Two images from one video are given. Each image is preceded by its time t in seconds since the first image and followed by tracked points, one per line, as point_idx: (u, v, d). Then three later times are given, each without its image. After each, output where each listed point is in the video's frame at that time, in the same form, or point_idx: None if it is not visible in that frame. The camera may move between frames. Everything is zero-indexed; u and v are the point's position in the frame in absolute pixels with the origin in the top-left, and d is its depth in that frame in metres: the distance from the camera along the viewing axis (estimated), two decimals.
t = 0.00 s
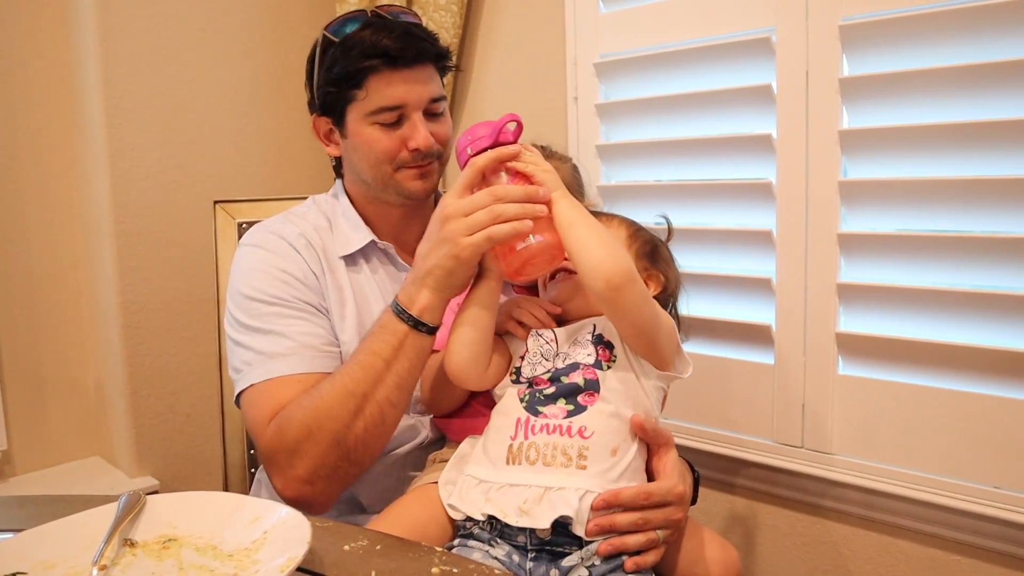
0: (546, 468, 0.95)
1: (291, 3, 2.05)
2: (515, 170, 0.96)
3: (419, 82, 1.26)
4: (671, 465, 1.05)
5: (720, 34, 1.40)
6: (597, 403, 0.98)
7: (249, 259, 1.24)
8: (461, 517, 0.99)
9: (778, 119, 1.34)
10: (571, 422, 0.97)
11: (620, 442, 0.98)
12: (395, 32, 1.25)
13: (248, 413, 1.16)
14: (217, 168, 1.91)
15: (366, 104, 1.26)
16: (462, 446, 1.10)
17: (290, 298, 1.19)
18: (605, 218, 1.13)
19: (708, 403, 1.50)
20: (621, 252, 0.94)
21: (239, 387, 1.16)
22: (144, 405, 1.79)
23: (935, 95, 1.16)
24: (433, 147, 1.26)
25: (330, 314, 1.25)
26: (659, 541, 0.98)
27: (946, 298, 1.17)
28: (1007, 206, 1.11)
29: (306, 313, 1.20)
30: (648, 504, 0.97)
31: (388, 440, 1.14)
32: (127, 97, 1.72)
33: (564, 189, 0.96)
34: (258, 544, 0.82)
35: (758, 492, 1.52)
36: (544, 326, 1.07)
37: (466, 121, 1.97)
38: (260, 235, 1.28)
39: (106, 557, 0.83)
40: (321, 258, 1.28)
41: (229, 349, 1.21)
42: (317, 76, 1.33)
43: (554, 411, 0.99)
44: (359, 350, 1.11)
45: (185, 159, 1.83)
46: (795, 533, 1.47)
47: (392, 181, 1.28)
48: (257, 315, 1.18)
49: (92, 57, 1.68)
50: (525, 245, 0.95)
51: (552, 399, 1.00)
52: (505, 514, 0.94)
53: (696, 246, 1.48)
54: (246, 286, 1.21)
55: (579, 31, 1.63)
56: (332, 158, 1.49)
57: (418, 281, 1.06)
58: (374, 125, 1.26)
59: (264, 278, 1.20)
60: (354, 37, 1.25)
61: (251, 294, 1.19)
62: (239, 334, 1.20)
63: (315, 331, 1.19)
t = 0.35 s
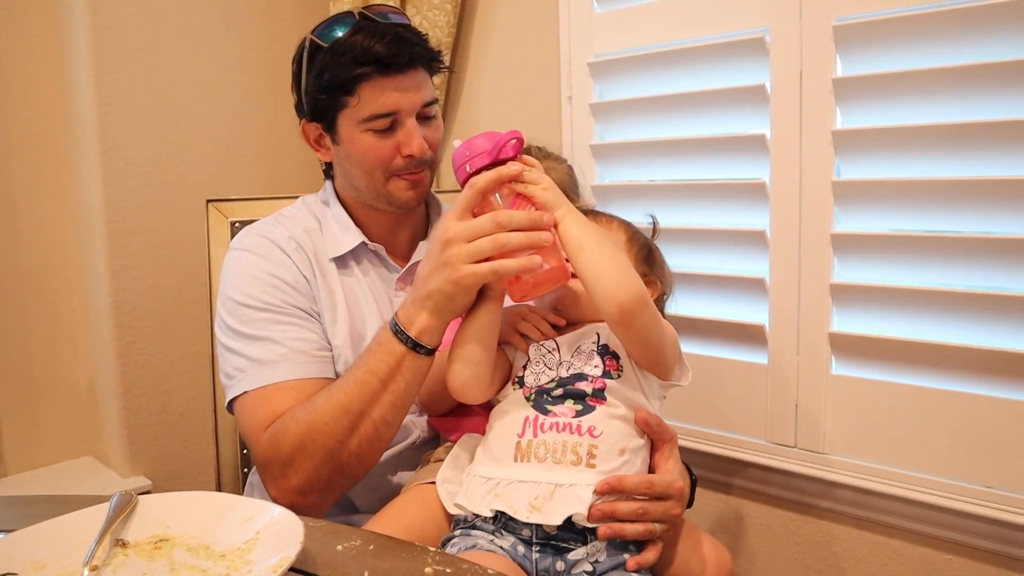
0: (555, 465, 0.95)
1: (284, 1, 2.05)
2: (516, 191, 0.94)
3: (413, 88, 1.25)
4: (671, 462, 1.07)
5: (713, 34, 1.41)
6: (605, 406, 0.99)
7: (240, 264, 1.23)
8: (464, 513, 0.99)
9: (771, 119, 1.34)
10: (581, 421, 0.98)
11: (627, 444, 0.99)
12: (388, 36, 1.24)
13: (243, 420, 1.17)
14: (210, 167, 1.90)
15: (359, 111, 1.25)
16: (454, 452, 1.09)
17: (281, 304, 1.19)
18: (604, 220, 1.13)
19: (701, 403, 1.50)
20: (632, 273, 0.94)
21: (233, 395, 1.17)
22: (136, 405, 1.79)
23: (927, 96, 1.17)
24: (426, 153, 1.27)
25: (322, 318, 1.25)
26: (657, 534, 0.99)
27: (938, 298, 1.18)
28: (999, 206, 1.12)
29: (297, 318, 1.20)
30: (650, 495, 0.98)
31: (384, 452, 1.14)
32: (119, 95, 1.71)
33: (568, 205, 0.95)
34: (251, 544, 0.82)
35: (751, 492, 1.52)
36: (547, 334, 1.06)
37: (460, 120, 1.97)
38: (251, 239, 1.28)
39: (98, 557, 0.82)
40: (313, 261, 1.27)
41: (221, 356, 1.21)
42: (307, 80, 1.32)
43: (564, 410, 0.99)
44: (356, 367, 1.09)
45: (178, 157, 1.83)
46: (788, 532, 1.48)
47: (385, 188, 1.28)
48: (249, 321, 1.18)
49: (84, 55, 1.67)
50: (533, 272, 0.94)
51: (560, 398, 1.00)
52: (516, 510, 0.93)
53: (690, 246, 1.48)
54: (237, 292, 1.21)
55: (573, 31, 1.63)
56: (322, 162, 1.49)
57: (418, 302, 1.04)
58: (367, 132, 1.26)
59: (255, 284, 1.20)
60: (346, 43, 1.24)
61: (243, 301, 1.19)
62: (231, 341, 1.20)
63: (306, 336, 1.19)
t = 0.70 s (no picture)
0: (555, 471, 0.96)
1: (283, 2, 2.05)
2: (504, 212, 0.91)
3: (407, 88, 1.25)
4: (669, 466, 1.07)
5: (711, 36, 1.41)
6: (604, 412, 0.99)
7: (237, 267, 1.24)
8: (462, 515, 0.98)
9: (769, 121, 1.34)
10: (581, 427, 0.98)
11: (627, 449, 0.99)
12: (382, 36, 1.24)
13: (238, 424, 1.18)
14: (208, 167, 1.90)
15: (354, 112, 1.25)
16: (452, 452, 1.09)
17: (277, 309, 1.19)
18: (595, 215, 1.12)
19: (698, 405, 1.50)
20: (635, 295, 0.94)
21: (226, 398, 1.17)
22: (133, 406, 1.79)
23: (924, 98, 1.17)
24: (423, 152, 1.26)
25: (319, 321, 1.25)
26: (654, 537, 0.99)
27: (935, 301, 1.17)
28: (998, 209, 1.12)
29: (293, 322, 1.20)
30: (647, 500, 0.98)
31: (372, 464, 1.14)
32: (117, 95, 1.71)
33: (561, 228, 0.93)
34: (247, 546, 0.82)
35: (750, 493, 1.52)
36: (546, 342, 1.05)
37: (459, 121, 1.97)
38: (250, 240, 1.28)
39: (93, 559, 0.82)
40: (311, 264, 1.27)
41: (217, 357, 1.22)
42: (303, 82, 1.32)
43: (564, 415, 0.99)
44: (343, 381, 1.08)
45: (175, 158, 1.83)
46: (785, 534, 1.47)
47: (382, 188, 1.28)
48: (246, 325, 1.19)
49: (81, 55, 1.67)
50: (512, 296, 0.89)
51: (560, 404, 1.00)
52: (514, 515, 0.93)
53: (687, 248, 1.48)
54: (234, 295, 1.21)
55: (571, 32, 1.63)
56: (321, 165, 1.48)
57: (402, 320, 1.01)
58: (362, 132, 1.26)
59: (252, 287, 1.20)
60: (340, 43, 1.24)
61: (239, 304, 1.20)
62: (227, 343, 1.21)
63: (302, 341, 1.19)
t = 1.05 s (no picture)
0: (547, 483, 0.94)
1: (283, 3, 2.05)
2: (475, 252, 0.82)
3: (394, 86, 1.25)
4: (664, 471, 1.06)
5: (710, 36, 1.41)
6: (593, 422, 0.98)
7: (231, 271, 1.24)
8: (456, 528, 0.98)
9: (769, 121, 1.34)
10: (570, 439, 0.96)
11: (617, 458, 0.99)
12: (371, 35, 1.24)
13: (227, 428, 1.18)
14: (207, 168, 1.90)
15: (343, 111, 1.26)
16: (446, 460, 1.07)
17: (268, 316, 1.19)
18: (560, 209, 1.02)
19: (698, 405, 1.50)
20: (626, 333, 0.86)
21: (214, 402, 1.17)
22: (133, 407, 1.79)
23: (924, 99, 1.17)
24: (413, 151, 1.26)
25: (312, 327, 1.24)
26: (649, 543, 0.99)
27: (935, 301, 1.18)
28: (998, 210, 1.12)
29: (283, 329, 1.20)
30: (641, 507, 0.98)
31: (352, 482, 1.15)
32: (117, 96, 1.71)
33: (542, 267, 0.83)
34: (247, 547, 0.82)
35: (751, 495, 1.51)
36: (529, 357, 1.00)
37: (459, 122, 1.97)
38: (245, 242, 1.27)
39: (93, 560, 0.82)
40: (305, 268, 1.26)
41: (209, 360, 1.22)
42: (297, 84, 1.33)
43: (552, 429, 0.97)
44: (323, 406, 1.08)
45: (175, 159, 1.83)
46: (786, 535, 1.47)
47: (373, 188, 1.28)
48: (239, 330, 1.19)
49: (81, 55, 1.67)
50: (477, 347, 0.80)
51: (547, 418, 0.97)
52: (506, 531, 0.92)
53: (686, 248, 1.48)
54: (227, 299, 1.21)
55: (571, 33, 1.63)
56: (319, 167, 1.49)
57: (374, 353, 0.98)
58: (352, 131, 1.26)
59: (245, 293, 1.20)
60: (329, 43, 1.24)
61: (232, 310, 1.20)
62: (218, 347, 1.20)
63: (293, 348, 1.18)
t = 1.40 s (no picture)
0: (526, 503, 0.93)
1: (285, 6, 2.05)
2: (433, 313, 0.73)
3: (369, 84, 1.24)
4: (656, 477, 1.06)
5: (712, 39, 1.41)
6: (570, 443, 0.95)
7: (224, 278, 1.24)
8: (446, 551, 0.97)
9: (770, 123, 1.34)
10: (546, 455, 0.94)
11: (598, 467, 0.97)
12: (346, 32, 1.23)
13: (217, 436, 1.19)
14: (208, 170, 1.90)
15: (322, 111, 1.26)
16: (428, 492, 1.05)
17: (260, 325, 1.19)
18: (496, 220, 0.94)
19: (700, 407, 1.50)
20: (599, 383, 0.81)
21: (205, 411, 1.17)
22: (135, 408, 1.79)
23: (925, 102, 1.17)
24: (392, 149, 1.25)
25: (304, 334, 1.24)
26: (639, 551, 0.99)
27: (936, 303, 1.18)
28: (999, 212, 1.12)
29: (274, 338, 1.20)
30: (632, 518, 0.97)
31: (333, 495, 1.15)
32: (120, 97, 1.72)
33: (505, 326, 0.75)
34: (251, 548, 0.82)
35: (752, 496, 1.52)
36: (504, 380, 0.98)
37: (459, 124, 1.98)
38: (238, 249, 1.27)
39: (98, 561, 0.82)
40: (298, 276, 1.26)
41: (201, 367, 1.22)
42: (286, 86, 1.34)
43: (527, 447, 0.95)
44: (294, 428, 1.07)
45: (176, 160, 1.83)
46: (786, 536, 1.48)
47: (356, 187, 1.28)
48: (230, 338, 1.19)
49: (84, 57, 1.67)
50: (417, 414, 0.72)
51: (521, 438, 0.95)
52: (488, 555, 0.91)
53: (687, 251, 1.48)
54: (220, 307, 1.21)
55: (573, 36, 1.63)
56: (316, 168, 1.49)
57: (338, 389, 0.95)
58: (332, 131, 1.26)
59: (237, 302, 1.20)
60: (307, 42, 1.25)
61: (224, 318, 1.20)
62: (211, 356, 1.21)
63: (283, 356, 1.18)
